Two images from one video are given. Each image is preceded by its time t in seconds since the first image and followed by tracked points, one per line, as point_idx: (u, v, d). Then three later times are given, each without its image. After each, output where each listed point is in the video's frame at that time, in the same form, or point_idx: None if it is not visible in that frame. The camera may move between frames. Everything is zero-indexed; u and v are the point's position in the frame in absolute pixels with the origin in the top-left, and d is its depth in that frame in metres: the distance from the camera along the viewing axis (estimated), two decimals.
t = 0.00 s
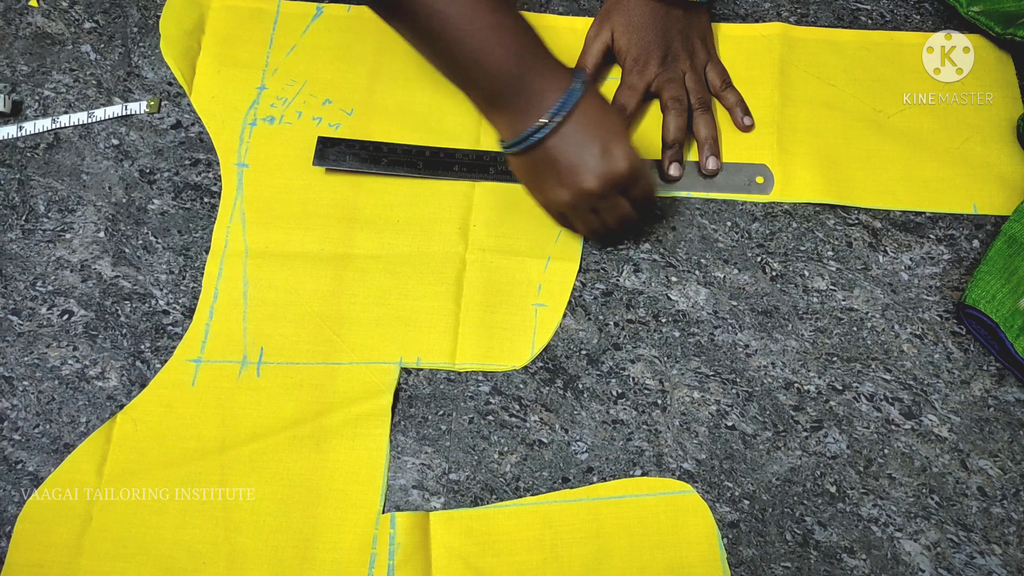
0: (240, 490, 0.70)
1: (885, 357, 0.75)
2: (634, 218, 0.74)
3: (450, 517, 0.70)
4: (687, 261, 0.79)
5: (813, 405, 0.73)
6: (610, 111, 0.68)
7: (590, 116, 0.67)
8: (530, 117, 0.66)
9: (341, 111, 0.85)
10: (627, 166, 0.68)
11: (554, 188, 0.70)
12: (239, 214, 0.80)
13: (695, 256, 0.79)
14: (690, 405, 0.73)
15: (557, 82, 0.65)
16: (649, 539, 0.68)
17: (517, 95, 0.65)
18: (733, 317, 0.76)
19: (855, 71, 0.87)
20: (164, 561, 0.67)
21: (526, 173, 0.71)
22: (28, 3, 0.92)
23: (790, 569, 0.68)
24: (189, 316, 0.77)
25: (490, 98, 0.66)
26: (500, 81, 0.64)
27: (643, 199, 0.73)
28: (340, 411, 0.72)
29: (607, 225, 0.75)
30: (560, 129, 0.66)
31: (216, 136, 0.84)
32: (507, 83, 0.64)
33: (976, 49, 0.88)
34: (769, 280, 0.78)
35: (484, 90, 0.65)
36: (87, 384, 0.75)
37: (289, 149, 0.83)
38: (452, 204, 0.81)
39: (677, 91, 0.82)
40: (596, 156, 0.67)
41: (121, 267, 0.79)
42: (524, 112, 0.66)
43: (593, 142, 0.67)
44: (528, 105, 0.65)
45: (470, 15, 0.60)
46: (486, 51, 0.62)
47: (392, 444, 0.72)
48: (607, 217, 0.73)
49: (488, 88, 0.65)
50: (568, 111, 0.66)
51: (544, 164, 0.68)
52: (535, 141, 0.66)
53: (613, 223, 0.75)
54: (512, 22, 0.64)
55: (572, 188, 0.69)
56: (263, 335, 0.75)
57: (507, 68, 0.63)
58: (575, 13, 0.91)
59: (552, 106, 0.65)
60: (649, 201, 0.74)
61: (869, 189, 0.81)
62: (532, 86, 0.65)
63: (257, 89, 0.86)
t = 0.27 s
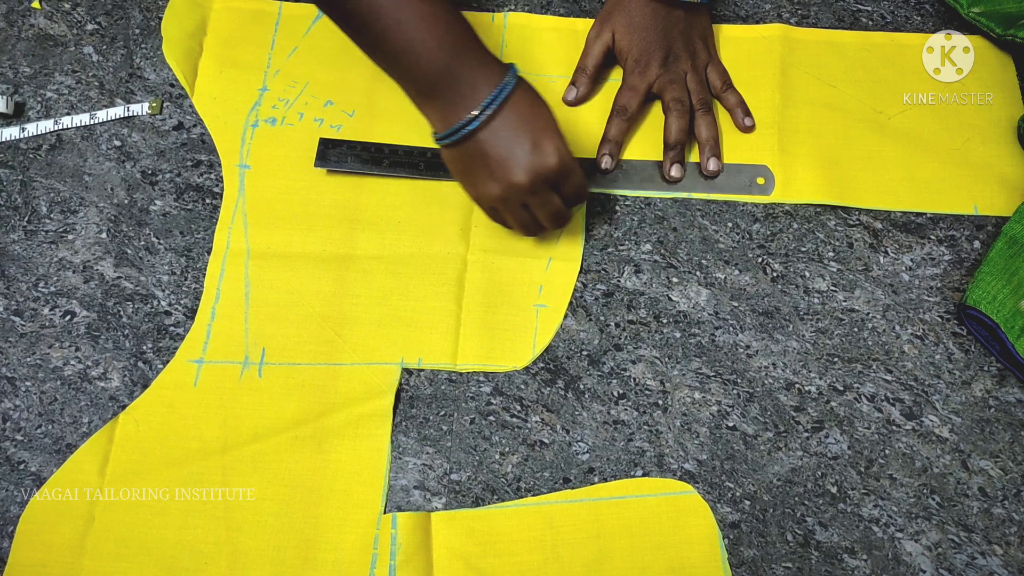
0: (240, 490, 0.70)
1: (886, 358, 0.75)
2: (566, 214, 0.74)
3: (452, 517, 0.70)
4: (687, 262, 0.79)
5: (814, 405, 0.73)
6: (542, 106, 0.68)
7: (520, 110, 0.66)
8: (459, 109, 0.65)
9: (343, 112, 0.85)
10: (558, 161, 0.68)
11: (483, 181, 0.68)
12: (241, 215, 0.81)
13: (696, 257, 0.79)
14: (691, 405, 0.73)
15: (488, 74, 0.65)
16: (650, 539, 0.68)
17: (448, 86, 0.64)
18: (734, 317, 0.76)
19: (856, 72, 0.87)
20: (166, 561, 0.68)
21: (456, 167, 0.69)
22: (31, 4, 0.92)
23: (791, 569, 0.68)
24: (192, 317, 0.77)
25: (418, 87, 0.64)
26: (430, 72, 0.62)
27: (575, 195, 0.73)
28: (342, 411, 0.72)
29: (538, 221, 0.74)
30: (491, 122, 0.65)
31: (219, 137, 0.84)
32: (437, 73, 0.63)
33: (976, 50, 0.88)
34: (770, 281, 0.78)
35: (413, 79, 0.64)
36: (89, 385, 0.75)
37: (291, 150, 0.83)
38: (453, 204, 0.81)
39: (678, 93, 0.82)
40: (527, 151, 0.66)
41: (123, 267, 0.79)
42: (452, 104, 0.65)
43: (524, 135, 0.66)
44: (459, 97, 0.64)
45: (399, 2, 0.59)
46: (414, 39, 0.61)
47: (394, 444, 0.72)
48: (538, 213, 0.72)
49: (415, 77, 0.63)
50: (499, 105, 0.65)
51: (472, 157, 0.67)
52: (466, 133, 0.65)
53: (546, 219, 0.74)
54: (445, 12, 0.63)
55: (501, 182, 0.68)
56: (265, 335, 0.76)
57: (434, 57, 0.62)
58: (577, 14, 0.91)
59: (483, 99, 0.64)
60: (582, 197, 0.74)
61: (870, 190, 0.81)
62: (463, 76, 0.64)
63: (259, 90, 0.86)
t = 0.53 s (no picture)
0: (241, 491, 0.70)
1: (887, 358, 0.75)
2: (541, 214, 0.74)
3: (453, 517, 0.70)
4: (688, 262, 0.79)
5: (815, 406, 0.73)
6: (515, 106, 0.69)
7: (493, 109, 0.68)
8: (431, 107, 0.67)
9: (344, 112, 0.85)
10: (530, 160, 0.68)
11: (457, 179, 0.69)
12: (242, 215, 0.81)
13: (696, 257, 0.79)
14: (692, 406, 0.73)
15: (461, 75, 0.66)
16: (651, 539, 0.68)
17: (421, 86, 0.66)
18: (735, 317, 0.76)
19: (856, 72, 0.87)
20: (166, 561, 0.68)
21: (430, 165, 0.70)
22: (32, 5, 0.92)
23: (792, 570, 0.68)
24: (193, 317, 0.77)
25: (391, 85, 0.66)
26: (403, 70, 0.64)
27: (549, 195, 0.73)
28: (343, 412, 0.73)
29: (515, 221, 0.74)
30: (463, 121, 0.67)
31: (219, 137, 0.84)
32: (410, 72, 0.64)
33: (977, 50, 0.88)
34: (770, 281, 0.78)
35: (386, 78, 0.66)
36: (90, 385, 0.75)
37: (291, 150, 0.83)
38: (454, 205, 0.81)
39: (679, 93, 0.82)
40: (498, 149, 0.67)
41: (124, 268, 0.79)
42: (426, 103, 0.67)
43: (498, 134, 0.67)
44: (433, 94, 0.66)
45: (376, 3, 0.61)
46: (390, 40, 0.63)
47: (395, 444, 0.72)
48: (512, 212, 0.73)
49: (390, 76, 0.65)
50: (471, 103, 0.66)
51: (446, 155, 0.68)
52: (439, 130, 0.66)
53: (521, 219, 0.74)
54: (421, 14, 0.65)
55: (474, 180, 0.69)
56: (266, 335, 0.76)
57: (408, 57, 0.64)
58: (577, 14, 0.91)
59: (455, 97, 0.66)
60: (557, 197, 0.74)
61: (870, 190, 0.81)
62: (436, 76, 0.66)
63: (260, 91, 0.86)
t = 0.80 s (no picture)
0: (242, 491, 0.70)
1: (888, 358, 0.75)
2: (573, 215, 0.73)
3: (453, 517, 0.70)
4: (689, 262, 0.79)
5: (816, 406, 0.73)
6: (543, 107, 0.68)
7: (521, 111, 0.67)
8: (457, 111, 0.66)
9: (345, 113, 0.85)
10: (561, 161, 0.68)
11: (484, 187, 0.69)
12: (243, 215, 0.81)
13: (697, 258, 0.79)
14: (692, 406, 0.73)
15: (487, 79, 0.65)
16: (652, 539, 0.68)
17: (449, 91, 0.64)
18: (735, 317, 0.76)
19: (857, 73, 0.87)
20: (167, 561, 0.68)
21: (458, 168, 0.69)
22: (34, 6, 0.92)
23: (793, 569, 0.68)
24: (194, 317, 0.77)
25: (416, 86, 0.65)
26: (428, 73, 0.63)
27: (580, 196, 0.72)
28: (344, 412, 0.73)
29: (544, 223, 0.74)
30: (492, 125, 0.66)
31: (221, 138, 0.84)
32: (438, 77, 0.63)
33: (977, 50, 0.88)
34: (771, 281, 0.78)
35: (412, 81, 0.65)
36: (91, 385, 0.75)
37: (293, 151, 0.83)
38: (455, 205, 0.81)
39: (680, 93, 0.82)
40: (529, 151, 0.66)
41: (126, 268, 0.80)
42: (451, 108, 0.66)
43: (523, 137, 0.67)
44: (461, 99, 0.65)
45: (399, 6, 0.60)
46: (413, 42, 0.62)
47: (396, 444, 0.72)
48: (543, 214, 0.72)
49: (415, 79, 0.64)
50: (499, 107, 0.65)
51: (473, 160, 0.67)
52: (468, 136, 0.66)
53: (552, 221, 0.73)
54: (446, 16, 0.63)
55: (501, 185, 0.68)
56: (267, 335, 0.76)
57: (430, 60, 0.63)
58: (578, 14, 0.91)
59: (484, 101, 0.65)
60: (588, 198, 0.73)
61: (871, 190, 0.81)
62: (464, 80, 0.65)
63: (261, 91, 0.86)
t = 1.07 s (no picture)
0: (241, 491, 0.70)
1: (886, 358, 0.75)
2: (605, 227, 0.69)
3: (451, 516, 0.70)
4: (687, 262, 0.79)
5: (814, 405, 0.73)
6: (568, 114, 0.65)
7: (548, 113, 0.63)
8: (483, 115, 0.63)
9: (343, 112, 0.85)
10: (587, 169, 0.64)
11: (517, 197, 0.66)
12: (241, 214, 0.81)
13: (696, 257, 0.79)
14: (690, 405, 0.73)
15: (507, 80, 0.63)
16: (650, 539, 0.68)
17: (467, 91, 0.63)
18: (733, 317, 0.76)
19: (855, 72, 0.87)
20: (165, 560, 0.68)
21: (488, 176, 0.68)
22: (31, 5, 0.92)
23: (791, 569, 0.68)
24: (192, 317, 0.77)
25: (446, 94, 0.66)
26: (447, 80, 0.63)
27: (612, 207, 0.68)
28: (342, 411, 0.73)
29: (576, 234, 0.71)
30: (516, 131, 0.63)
31: (219, 137, 0.84)
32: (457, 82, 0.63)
33: (977, 50, 0.88)
34: (769, 281, 0.78)
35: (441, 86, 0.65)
36: (89, 385, 0.75)
37: (291, 150, 0.83)
38: (453, 204, 0.81)
39: (678, 93, 0.82)
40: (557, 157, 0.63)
41: (123, 267, 0.79)
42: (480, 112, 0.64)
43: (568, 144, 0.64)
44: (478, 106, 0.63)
45: (427, 13, 0.62)
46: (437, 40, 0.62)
47: (394, 444, 0.72)
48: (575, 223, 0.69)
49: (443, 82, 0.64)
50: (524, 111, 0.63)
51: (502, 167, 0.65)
52: (492, 143, 0.63)
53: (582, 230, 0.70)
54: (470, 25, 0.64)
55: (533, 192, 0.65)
56: (265, 335, 0.76)
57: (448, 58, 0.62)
58: (576, 14, 0.91)
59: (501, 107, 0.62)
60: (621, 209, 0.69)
61: (869, 190, 0.81)
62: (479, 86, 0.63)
63: (259, 91, 0.86)
